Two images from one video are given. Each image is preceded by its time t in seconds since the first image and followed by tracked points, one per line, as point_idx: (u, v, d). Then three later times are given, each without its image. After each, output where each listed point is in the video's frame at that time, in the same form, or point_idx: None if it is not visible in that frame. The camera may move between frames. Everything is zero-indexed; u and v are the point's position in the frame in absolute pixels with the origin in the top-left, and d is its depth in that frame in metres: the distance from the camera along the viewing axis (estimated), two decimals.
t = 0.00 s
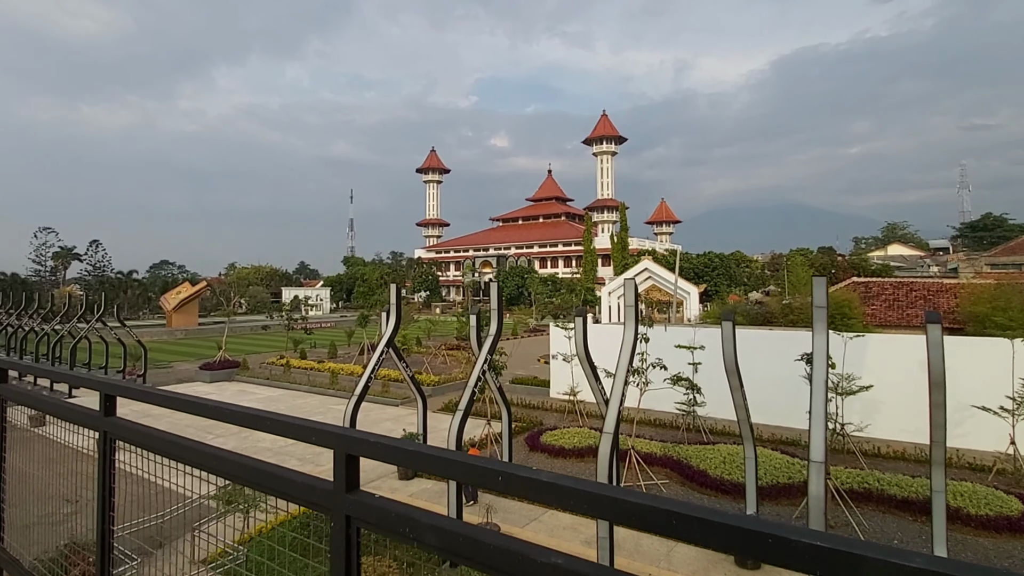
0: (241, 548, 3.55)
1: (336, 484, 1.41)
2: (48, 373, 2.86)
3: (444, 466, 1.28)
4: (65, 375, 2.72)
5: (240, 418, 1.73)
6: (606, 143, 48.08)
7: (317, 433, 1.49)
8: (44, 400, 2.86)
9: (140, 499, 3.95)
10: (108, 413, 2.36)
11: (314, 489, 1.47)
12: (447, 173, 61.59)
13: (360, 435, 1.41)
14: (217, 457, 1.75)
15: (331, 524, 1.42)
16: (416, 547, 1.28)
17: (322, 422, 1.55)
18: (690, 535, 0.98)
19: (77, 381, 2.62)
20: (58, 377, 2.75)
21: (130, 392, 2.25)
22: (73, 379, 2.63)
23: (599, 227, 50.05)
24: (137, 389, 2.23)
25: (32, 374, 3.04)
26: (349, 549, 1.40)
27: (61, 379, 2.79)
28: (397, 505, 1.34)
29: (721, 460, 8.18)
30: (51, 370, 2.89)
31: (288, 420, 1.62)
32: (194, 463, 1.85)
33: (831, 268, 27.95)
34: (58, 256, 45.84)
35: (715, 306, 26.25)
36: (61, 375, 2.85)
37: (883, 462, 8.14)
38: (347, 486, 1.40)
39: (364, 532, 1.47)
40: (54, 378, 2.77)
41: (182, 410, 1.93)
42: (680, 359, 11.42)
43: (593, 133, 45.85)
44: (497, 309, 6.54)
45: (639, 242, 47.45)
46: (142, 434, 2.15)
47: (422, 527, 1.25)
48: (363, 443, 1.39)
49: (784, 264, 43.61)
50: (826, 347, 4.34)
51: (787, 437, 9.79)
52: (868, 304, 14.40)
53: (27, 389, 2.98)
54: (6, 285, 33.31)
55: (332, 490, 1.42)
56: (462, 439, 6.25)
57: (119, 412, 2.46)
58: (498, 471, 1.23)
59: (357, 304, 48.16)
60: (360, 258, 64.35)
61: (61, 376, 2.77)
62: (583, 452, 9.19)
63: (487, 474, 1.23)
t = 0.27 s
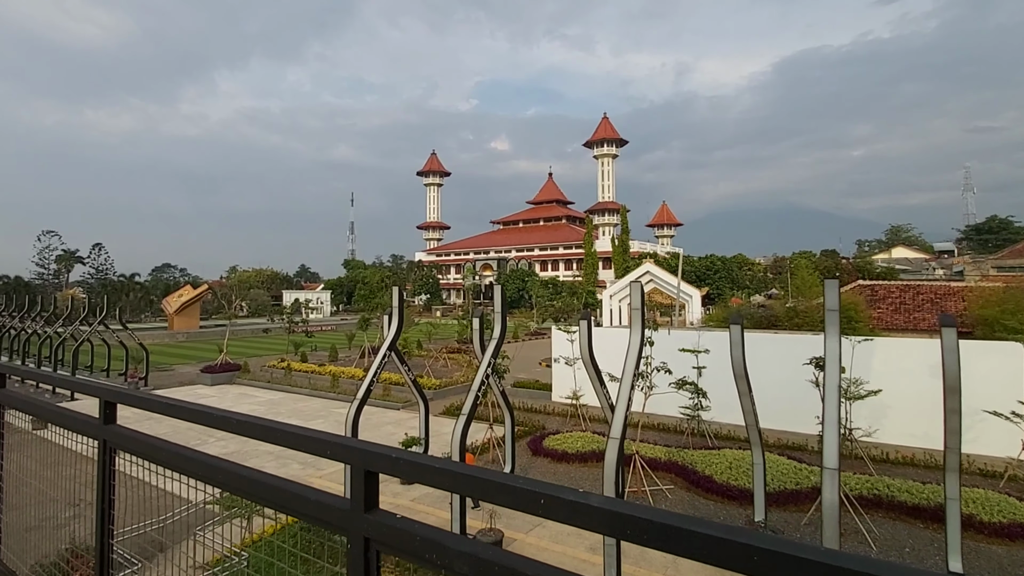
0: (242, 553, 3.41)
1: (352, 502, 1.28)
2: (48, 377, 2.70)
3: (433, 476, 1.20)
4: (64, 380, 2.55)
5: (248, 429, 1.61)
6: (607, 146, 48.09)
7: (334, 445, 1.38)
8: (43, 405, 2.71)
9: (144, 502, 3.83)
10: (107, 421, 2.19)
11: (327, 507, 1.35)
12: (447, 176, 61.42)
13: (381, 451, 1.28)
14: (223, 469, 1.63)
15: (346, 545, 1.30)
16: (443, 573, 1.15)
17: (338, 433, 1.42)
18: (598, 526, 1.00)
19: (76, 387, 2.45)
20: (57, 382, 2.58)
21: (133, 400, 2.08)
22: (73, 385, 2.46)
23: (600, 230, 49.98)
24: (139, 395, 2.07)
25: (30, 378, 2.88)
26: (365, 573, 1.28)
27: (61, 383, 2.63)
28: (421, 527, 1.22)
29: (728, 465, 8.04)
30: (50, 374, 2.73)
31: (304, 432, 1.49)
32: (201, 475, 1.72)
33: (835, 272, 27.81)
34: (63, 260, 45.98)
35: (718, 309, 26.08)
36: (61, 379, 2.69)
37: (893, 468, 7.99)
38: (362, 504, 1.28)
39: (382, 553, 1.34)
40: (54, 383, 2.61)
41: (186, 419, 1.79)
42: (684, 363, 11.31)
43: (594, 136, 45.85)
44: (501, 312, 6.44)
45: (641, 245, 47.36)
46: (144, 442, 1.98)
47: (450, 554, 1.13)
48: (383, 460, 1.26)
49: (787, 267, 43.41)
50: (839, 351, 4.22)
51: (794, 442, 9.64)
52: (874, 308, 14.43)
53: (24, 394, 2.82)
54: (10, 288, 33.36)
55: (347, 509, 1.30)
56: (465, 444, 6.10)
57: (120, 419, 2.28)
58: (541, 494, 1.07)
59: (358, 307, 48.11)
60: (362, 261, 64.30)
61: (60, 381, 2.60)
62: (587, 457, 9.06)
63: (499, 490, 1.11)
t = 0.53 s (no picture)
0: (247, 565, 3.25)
1: (367, 528, 1.17)
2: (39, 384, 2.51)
3: (448, 501, 1.09)
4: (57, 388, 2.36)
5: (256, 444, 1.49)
6: (609, 147, 47.97)
7: (346, 465, 1.26)
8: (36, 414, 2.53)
9: (147, 507, 3.68)
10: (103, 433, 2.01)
11: (339, 532, 1.23)
12: (449, 179, 61.38)
13: (401, 471, 1.17)
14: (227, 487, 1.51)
15: None
16: None
17: (354, 452, 1.30)
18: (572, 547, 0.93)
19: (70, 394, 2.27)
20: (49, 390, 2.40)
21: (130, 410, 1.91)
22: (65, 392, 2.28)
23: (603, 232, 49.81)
24: (133, 406, 1.90)
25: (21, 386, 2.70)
26: None
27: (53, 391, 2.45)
28: (444, 559, 1.09)
29: (737, 470, 7.90)
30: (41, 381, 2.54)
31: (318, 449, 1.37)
32: (202, 493, 1.59)
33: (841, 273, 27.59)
34: (67, 264, 46.08)
35: (722, 311, 25.95)
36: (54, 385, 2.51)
37: (905, 473, 7.84)
38: (378, 530, 1.16)
39: None
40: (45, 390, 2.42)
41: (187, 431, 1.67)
42: (691, 366, 11.17)
43: (596, 138, 45.76)
44: (505, 315, 6.34)
45: (643, 247, 47.18)
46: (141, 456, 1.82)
47: None
48: (403, 482, 1.14)
49: (792, 269, 43.17)
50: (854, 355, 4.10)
51: (803, 446, 9.49)
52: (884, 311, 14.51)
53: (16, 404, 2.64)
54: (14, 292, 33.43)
55: (361, 536, 1.18)
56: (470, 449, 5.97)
57: (116, 429, 2.11)
58: (584, 527, 0.93)
59: (361, 310, 48.07)
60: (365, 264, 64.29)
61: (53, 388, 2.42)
62: (592, 461, 8.93)
63: (528, 518, 0.98)
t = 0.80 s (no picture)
0: None
1: (382, 566, 1.05)
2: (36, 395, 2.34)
3: (476, 541, 0.96)
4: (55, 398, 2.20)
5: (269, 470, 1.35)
6: (612, 149, 47.90)
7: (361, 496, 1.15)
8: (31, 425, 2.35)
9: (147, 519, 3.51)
10: (99, 446, 1.82)
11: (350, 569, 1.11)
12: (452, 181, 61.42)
13: (420, 504, 1.04)
14: (224, 511, 1.37)
15: None
16: None
17: (370, 480, 1.18)
18: None
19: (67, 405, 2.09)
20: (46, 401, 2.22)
21: (129, 420, 1.75)
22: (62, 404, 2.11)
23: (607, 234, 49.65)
24: (132, 418, 1.73)
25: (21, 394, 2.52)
26: None
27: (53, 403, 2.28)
28: None
29: (747, 475, 7.76)
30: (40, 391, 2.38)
31: (334, 477, 1.25)
32: (200, 519, 1.43)
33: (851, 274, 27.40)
34: (76, 268, 46.47)
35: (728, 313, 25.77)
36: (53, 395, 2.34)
37: (920, 479, 7.66)
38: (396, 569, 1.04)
39: None
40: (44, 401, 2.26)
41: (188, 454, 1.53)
42: (699, 369, 11.03)
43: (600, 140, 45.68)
44: (512, 319, 6.24)
45: (647, 249, 46.99)
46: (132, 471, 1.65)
47: None
48: (424, 518, 1.02)
49: (798, 270, 42.80)
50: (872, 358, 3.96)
51: (814, 451, 9.31)
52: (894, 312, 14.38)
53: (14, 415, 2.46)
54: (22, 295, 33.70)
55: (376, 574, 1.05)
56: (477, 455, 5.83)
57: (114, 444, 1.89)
58: None
59: (365, 313, 48.11)
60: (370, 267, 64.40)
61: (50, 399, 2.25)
62: (600, 465, 8.76)
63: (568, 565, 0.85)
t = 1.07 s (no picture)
0: None
1: None
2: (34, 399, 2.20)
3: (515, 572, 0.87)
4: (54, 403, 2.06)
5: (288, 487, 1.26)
6: (615, 150, 47.80)
7: (384, 515, 1.06)
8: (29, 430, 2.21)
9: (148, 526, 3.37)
10: (105, 455, 1.68)
11: None
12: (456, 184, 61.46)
13: (452, 528, 0.95)
14: (232, 525, 1.27)
15: None
16: None
17: (396, 501, 1.09)
18: None
19: (69, 411, 1.96)
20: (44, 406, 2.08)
21: (137, 429, 1.62)
22: (63, 411, 1.98)
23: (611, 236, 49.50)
24: (142, 428, 1.63)
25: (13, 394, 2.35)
26: None
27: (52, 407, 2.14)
28: None
29: (757, 480, 7.63)
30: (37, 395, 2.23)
31: (356, 496, 1.16)
32: (210, 538, 1.33)
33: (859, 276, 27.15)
34: (84, 271, 46.82)
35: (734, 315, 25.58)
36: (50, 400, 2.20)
37: (934, 484, 7.52)
38: None
39: None
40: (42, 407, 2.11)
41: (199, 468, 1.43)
42: (707, 372, 10.91)
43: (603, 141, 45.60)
44: (518, 322, 6.18)
45: (651, 251, 46.79)
46: (136, 482, 1.52)
47: None
48: (456, 543, 0.93)
49: (805, 271, 42.49)
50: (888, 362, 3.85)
51: (825, 455, 9.16)
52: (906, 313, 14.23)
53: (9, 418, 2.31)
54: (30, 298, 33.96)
55: None
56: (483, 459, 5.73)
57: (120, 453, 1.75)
58: None
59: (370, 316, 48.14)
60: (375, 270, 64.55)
61: (50, 404, 2.11)
62: (606, 469, 8.64)
63: None
